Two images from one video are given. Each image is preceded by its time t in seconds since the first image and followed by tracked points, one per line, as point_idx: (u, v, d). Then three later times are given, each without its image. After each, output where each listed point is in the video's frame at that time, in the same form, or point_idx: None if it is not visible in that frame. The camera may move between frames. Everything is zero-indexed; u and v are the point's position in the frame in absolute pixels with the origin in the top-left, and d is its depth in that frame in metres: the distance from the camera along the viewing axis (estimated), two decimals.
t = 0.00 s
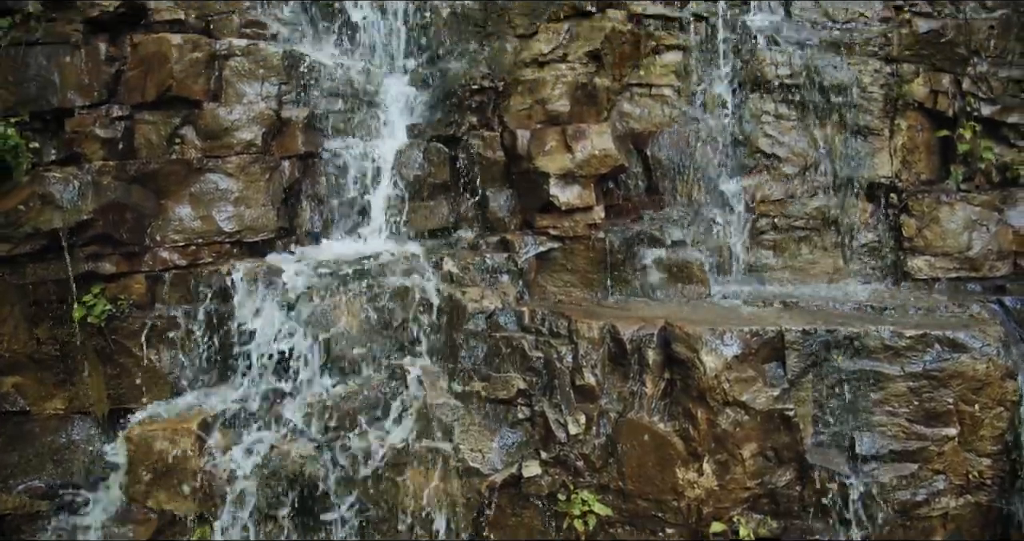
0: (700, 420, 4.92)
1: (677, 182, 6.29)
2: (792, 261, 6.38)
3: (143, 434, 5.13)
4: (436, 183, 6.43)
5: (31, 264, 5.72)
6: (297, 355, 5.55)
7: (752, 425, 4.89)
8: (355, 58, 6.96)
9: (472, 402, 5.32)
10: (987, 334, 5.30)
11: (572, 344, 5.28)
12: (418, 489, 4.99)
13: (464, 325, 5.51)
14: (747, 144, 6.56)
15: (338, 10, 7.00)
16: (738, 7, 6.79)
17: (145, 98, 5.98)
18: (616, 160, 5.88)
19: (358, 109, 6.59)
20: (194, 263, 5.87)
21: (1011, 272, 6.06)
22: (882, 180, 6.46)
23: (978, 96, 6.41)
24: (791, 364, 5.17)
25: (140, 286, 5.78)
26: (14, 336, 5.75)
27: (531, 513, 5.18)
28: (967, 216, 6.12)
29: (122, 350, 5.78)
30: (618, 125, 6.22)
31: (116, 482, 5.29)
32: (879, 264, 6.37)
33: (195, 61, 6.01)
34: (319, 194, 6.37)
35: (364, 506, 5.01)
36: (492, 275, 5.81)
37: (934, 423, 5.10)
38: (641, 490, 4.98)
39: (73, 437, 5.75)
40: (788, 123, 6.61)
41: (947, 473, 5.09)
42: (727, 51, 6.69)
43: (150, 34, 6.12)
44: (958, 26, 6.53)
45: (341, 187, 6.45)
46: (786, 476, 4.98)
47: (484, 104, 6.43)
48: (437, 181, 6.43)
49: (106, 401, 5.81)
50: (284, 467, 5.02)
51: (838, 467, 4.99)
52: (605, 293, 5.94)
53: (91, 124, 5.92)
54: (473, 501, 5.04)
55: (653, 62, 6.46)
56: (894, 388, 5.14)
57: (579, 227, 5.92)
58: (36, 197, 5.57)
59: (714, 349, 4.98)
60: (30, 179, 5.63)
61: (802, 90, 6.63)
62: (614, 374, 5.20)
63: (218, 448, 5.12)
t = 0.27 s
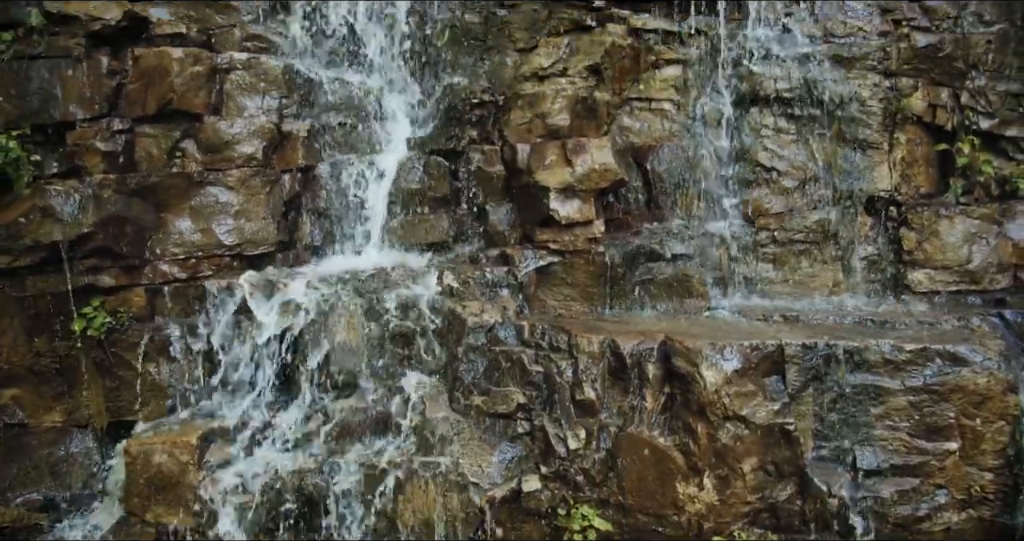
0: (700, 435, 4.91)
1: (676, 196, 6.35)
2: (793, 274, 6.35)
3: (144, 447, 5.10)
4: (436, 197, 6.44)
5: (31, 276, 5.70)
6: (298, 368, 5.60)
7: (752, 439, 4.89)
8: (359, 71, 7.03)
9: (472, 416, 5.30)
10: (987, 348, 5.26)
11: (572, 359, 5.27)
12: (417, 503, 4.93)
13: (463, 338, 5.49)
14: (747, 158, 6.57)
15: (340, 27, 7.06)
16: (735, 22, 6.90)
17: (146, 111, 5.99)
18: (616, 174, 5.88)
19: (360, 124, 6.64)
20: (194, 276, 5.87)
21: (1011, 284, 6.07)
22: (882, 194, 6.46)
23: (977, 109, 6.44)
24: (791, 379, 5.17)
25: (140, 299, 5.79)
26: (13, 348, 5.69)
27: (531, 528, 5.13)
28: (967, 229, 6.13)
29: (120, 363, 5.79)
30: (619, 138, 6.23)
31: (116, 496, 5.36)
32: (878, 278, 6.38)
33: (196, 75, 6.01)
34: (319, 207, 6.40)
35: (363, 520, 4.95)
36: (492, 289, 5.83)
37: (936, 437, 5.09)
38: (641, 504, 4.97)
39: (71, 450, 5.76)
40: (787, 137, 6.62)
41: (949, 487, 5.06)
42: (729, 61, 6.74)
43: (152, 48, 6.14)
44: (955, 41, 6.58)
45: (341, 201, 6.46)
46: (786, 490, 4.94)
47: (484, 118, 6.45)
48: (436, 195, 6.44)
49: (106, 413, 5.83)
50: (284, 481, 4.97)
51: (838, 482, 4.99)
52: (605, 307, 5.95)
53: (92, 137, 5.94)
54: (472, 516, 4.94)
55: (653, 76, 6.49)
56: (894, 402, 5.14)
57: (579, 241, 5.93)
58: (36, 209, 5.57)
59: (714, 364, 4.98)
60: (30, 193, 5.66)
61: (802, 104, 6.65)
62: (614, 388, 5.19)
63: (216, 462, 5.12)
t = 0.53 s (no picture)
0: (700, 451, 4.88)
1: (677, 212, 6.33)
2: (792, 290, 6.37)
3: (143, 464, 5.00)
4: (436, 213, 6.46)
5: (32, 291, 5.73)
6: (296, 384, 5.56)
7: (752, 456, 4.87)
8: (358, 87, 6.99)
9: (472, 433, 5.27)
10: (987, 364, 5.29)
11: (572, 376, 5.27)
12: (417, 521, 4.88)
13: (464, 355, 5.49)
14: (747, 175, 6.59)
15: (341, 42, 7.08)
16: (735, 38, 6.90)
17: (148, 127, 6.02)
18: (616, 191, 5.90)
19: (360, 139, 6.71)
20: (194, 291, 5.89)
21: (1011, 300, 6.10)
22: (881, 209, 6.49)
23: (975, 125, 6.49)
24: (791, 395, 5.16)
25: (140, 314, 5.79)
26: (13, 363, 5.70)
27: None
28: (966, 244, 6.13)
29: (120, 378, 5.75)
30: (619, 154, 6.26)
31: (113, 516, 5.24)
32: (878, 293, 6.37)
33: (198, 91, 6.04)
34: (320, 222, 6.38)
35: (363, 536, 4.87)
36: (492, 305, 5.82)
37: (936, 453, 5.07)
38: (641, 521, 4.93)
39: (70, 464, 5.73)
40: (787, 153, 6.64)
41: (951, 504, 5.04)
42: (729, 77, 6.75)
43: (154, 64, 6.15)
44: (952, 57, 6.69)
45: (342, 217, 6.48)
46: (787, 507, 4.91)
47: (484, 134, 6.51)
48: (437, 210, 6.46)
49: (105, 428, 5.76)
50: (287, 495, 4.94)
51: (840, 499, 4.96)
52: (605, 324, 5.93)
53: (95, 153, 5.97)
54: (473, 533, 4.91)
55: (652, 92, 6.50)
56: (894, 418, 5.13)
57: (579, 257, 5.94)
58: (38, 224, 5.63)
59: (714, 381, 4.98)
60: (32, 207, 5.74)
61: (800, 120, 6.67)
62: (614, 405, 5.19)
63: (217, 478, 5.05)
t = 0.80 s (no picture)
0: (700, 466, 4.87)
1: (677, 225, 6.34)
2: (792, 303, 6.37)
3: (143, 477, 5.00)
4: (436, 226, 6.47)
5: (32, 303, 5.74)
6: (296, 397, 5.55)
7: (752, 470, 4.85)
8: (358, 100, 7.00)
9: (472, 447, 5.27)
10: (989, 378, 5.22)
11: (572, 390, 5.25)
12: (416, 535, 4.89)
13: (464, 369, 5.48)
14: (746, 189, 6.59)
15: (341, 54, 7.12)
16: (735, 52, 6.89)
17: (149, 139, 6.03)
18: (615, 205, 5.91)
19: (360, 150, 6.64)
20: (194, 304, 5.88)
21: (1011, 313, 6.09)
22: (881, 222, 6.49)
23: (974, 138, 6.47)
24: (792, 409, 5.13)
25: (140, 327, 5.80)
26: (13, 375, 5.70)
27: None
28: (966, 257, 6.15)
29: (120, 391, 5.75)
30: (619, 168, 6.29)
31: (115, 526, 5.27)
32: (879, 306, 6.38)
33: (198, 104, 6.04)
34: (320, 235, 6.43)
35: None
36: (492, 318, 5.81)
37: (937, 467, 5.06)
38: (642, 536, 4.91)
39: (69, 477, 5.74)
40: (786, 166, 6.64)
41: (952, 518, 5.02)
42: (728, 95, 6.74)
43: (155, 77, 6.18)
44: (952, 70, 6.69)
45: (343, 230, 6.52)
46: (788, 521, 4.92)
47: (485, 148, 6.53)
48: (437, 224, 6.47)
49: (104, 441, 5.75)
50: (284, 511, 4.92)
51: (841, 513, 4.94)
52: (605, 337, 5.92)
53: (96, 166, 5.99)
54: None
55: (652, 105, 6.52)
56: (894, 432, 5.11)
57: (579, 270, 5.95)
58: (39, 236, 5.65)
59: (714, 395, 4.97)
60: (33, 220, 5.77)
61: (800, 133, 6.68)
62: (614, 419, 5.17)
63: (215, 492, 5.04)
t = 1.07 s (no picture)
0: (701, 483, 4.86)
1: (677, 241, 6.35)
2: (792, 319, 6.36)
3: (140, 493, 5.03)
4: (436, 242, 6.48)
5: (32, 317, 5.75)
6: (296, 412, 5.54)
7: (753, 487, 4.84)
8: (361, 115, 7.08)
9: (472, 463, 5.25)
10: (989, 393, 5.24)
11: (573, 407, 5.24)
12: None
13: (464, 386, 5.49)
14: (746, 205, 6.59)
15: (342, 69, 7.13)
16: (734, 69, 6.94)
17: (150, 154, 6.05)
18: (615, 221, 5.92)
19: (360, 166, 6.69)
20: (194, 319, 5.85)
21: (1012, 328, 6.09)
22: (881, 237, 6.50)
23: (973, 153, 6.49)
24: (793, 425, 5.11)
25: (140, 341, 5.77)
26: (12, 389, 5.69)
27: None
28: (966, 272, 6.15)
29: (119, 406, 5.74)
30: (619, 183, 6.30)
31: None
32: (880, 322, 6.40)
33: (199, 119, 6.06)
34: (320, 250, 6.42)
35: None
36: (492, 334, 5.81)
37: (939, 484, 5.04)
38: None
39: (67, 492, 5.70)
40: (786, 182, 6.67)
41: (956, 534, 4.96)
42: (729, 110, 6.77)
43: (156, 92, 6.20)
44: (950, 86, 6.71)
45: (342, 245, 6.49)
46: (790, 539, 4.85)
47: (485, 164, 6.65)
48: (437, 239, 6.48)
49: (103, 456, 5.73)
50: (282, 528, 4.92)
51: (842, 529, 4.89)
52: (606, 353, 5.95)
53: (98, 181, 6.00)
54: None
55: (652, 121, 6.55)
56: (896, 448, 5.10)
57: (579, 286, 5.97)
58: (40, 251, 5.67)
59: (715, 412, 4.96)
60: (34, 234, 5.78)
61: (800, 149, 6.70)
62: (614, 436, 5.15)
63: (214, 509, 5.04)
